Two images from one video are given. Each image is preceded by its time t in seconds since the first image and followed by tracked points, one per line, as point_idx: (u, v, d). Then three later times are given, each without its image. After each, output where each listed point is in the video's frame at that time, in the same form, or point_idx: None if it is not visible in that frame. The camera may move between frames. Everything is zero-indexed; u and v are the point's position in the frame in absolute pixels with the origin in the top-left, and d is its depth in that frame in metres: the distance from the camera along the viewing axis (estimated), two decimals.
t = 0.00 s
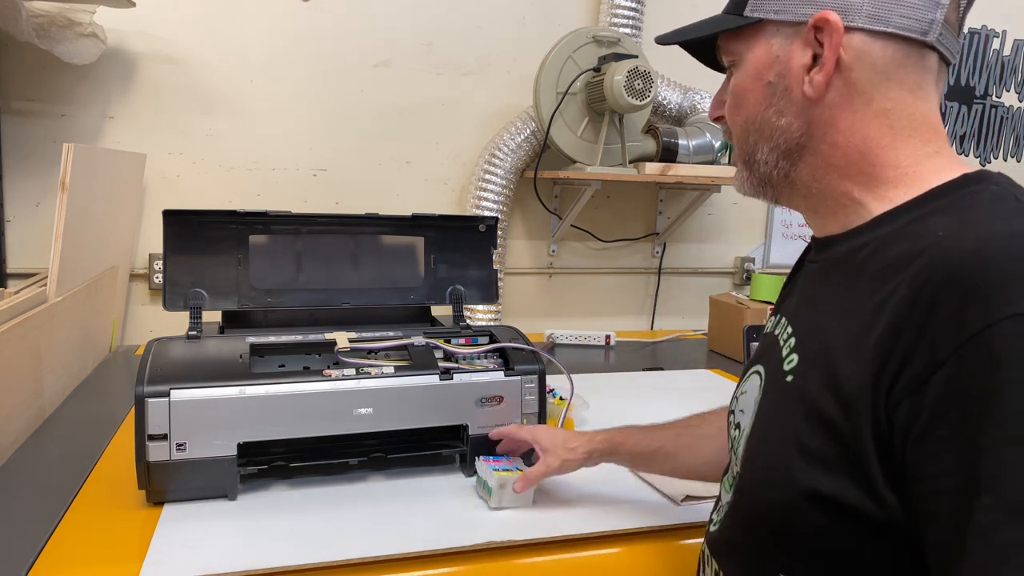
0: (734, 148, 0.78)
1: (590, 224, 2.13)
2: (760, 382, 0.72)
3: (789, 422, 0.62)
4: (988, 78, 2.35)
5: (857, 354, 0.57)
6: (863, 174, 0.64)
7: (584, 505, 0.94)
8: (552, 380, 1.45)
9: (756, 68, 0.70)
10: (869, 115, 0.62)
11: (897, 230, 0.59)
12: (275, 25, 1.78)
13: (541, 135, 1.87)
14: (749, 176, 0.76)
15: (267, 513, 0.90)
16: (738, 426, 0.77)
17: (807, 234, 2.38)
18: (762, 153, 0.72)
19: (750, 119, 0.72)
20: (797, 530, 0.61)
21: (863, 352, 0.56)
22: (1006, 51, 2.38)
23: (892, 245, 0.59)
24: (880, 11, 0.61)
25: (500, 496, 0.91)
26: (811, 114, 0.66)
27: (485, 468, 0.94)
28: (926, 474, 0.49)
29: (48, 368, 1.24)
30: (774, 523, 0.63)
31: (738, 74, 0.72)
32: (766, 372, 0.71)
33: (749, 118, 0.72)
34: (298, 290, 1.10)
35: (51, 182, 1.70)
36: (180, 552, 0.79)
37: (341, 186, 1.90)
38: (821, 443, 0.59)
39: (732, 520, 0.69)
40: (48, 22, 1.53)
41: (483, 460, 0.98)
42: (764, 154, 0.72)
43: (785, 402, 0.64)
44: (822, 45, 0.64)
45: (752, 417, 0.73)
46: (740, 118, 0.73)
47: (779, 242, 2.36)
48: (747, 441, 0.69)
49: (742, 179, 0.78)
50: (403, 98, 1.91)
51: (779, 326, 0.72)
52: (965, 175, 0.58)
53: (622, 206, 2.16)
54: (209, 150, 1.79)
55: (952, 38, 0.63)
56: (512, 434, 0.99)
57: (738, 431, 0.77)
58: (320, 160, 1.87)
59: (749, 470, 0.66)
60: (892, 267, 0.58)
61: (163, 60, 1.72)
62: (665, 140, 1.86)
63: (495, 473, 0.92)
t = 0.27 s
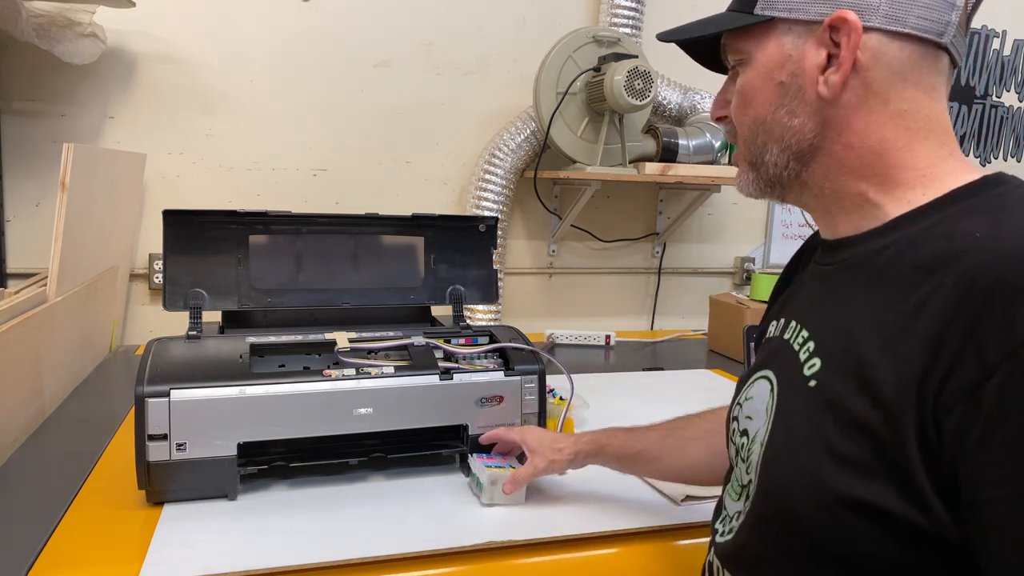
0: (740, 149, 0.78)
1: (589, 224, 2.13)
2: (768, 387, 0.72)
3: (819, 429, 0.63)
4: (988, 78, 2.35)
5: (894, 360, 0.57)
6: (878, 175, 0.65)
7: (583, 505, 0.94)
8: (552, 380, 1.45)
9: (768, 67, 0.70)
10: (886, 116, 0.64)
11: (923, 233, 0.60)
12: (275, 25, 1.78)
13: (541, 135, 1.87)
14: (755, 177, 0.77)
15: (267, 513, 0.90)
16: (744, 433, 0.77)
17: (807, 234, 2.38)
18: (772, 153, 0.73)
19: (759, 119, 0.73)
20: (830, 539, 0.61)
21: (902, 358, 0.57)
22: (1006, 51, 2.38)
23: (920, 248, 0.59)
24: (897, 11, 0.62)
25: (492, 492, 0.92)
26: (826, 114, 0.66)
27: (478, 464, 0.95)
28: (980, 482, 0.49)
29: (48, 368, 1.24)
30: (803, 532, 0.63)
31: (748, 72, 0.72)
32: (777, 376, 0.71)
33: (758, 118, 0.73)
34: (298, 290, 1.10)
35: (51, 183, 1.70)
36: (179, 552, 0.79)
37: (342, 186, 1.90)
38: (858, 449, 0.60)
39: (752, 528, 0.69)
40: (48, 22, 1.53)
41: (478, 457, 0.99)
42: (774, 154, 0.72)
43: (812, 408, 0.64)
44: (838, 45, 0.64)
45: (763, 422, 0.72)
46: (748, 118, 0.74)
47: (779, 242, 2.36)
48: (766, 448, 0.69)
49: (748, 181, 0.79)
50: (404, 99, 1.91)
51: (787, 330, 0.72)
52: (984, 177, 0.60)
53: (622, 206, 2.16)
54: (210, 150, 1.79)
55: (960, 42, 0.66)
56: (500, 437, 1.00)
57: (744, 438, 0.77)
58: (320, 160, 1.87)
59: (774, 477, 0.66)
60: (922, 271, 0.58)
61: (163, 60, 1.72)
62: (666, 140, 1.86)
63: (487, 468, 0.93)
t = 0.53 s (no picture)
0: (743, 151, 0.78)
1: (589, 224, 2.13)
2: (775, 390, 0.72)
3: (833, 433, 0.63)
4: (988, 78, 2.35)
5: (911, 365, 0.57)
6: (885, 177, 0.65)
7: (584, 505, 0.94)
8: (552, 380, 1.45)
9: (772, 69, 0.70)
10: (891, 118, 0.64)
11: (935, 235, 0.60)
12: (275, 25, 1.78)
13: (541, 135, 1.87)
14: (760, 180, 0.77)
15: (267, 513, 0.90)
16: (749, 436, 0.76)
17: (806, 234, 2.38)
18: (777, 156, 0.73)
19: (764, 121, 0.72)
20: (847, 543, 0.61)
21: (919, 363, 0.57)
22: (1006, 51, 2.38)
23: (932, 251, 0.60)
24: (901, 13, 0.62)
25: (492, 492, 0.92)
26: (833, 116, 0.66)
27: (479, 464, 0.95)
28: (1000, 488, 0.49)
29: (48, 368, 1.24)
30: (819, 538, 0.63)
31: (751, 75, 0.72)
32: (784, 380, 0.71)
33: (762, 120, 0.72)
34: (298, 290, 1.10)
35: (51, 183, 1.70)
36: (179, 552, 0.79)
37: (341, 186, 1.90)
38: (874, 455, 0.60)
39: (763, 533, 0.69)
40: (48, 22, 1.53)
41: (478, 457, 0.98)
42: (779, 156, 0.72)
43: (825, 412, 0.64)
44: (842, 47, 0.64)
45: (770, 426, 0.72)
46: (753, 120, 0.74)
47: (779, 242, 2.36)
48: (777, 452, 0.68)
49: (752, 184, 0.78)
50: (404, 99, 1.91)
51: (794, 334, 0.72)
52: (991, 179, 0.61)
53: (622, 206, 2.16)
54: (210, 150, 1.79)
55: (963, 44, 0.66)
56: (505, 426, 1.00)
57: (749, 441, 0.76)
58: (320, 160, 1.87)
59: (787, 481, 0.65)
60: (935, 275, 0.59)
61: (163, 60, 1.72)
62: (666, 140, 1.86)
63: (487, 469, 0.93)
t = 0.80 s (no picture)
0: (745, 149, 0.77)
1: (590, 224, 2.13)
2: (775, 384, 0.72)
3: (829, 425, 0.63)
4: (988, 78, 2.35)
5: (905, 358, 0.58)
6: (888, 178, 0.65)
7: (584, 505, 0.94)
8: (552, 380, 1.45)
9: (779, 70, 0.68)
10: (896, 121, 0.64)
11: (930, 233, 0.61)
12: (275, 25, 1.78)
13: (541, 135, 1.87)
14: (761, 178, 0.76)
15: (267, 513, 0.90)
16: (750, 427, 0.76)
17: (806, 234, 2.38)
18: (783, 157, 0.72)
19: (769, 121, 0.71)
20: (841, 531, 0.62)
21: (913, 355, 0.57)
22: (1006, 51, 2.38)
23: (928, 248, 0.60)
24: (910, 18, 0.61)
25: (493, 493, 0.92)
26: (840, 117, 0.66)
27: (479, 465, 0.95)
28: (990, 473, 0.50)
29: (48, 368, 1.24)
30: (814, 526, 0.63)
31: (758, 75, 0.71)
32: (783, 373, 0.71)
33: (769, 120, 0.71)
34: (298, 291, 1.10)
35: (51, 182, 1.70)
36: (179, 552, 0.79)
37: (342, 186, 1.90)
38: (869, 445, 0.60)
39: (761, 523, 0.69)
40: (48, 22, 1.53)
41: (479, 457, 0.98)
42: (784, 157, 0.71)
43: (822, 404, 0.64)
44: (853, 50, 0.64)
45: (769, 419, 0.71)
46: (757, 120, 0.73)
47: (779, 242, 2.36)
48: (774, 444, 0.68)
49: (752, 181, 0.77)
50: (404, 98, 1.91)
51: (794, 328, 0.72)
52: (987, 180, 0.62)
53: (622, 206, 2.16)
54: (210, 150, 1.79)
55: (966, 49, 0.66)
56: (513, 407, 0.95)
57: (749, 433, 0.76)
58: (320, 160, 1.87)
59: (784, 472, 0.65)
60: (930, 271, 0.59)
61: (163, 60, 1.72)
62: (666, 140, 1.86)
63: (487, 469, 0.93)
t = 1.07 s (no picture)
0: (757, 137, 0.77)
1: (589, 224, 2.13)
2: (778, 361, 0.74)
3: (830, 396, 0.65)
4: (988, 78, 2.35)
5: (907, 333, 0.59)
6: (899, 169, 0.67)
7: (584, 505, 0.94)
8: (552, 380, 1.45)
9: (803, 60, 0.68)
10: (910, 116, 0.65)
11: (933, 220, 0.62)
12: (275, 25, 1.78)
13: (541, 135, 1.87)
14: (772, 167, 0.76)
15: (267, 513, 0.90)
16: (752, 403, 0.77)
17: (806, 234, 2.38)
18: (799, 147, 0.71)
19: (789, 110, 0.71)
20: (838, 497, 0.63)
21: (914, 331, 0.59)
22: (1006, 51, 2.38)
23: (931, 233, 0.62)
24: (929, 18, 0.63)
25: (492, 493, 0.92)
26: (858, 107, 0.66)
27: (479, 465, 0.95)
28: (982, 441, 0.51)
29: (48, 368, 1.24)
30: (814, 492, 0.65)
31: (780, 65, 0.70)
32: (788, 350, 0.72)
33: (789, 109, 0.71)
34: (298, 291, 1.10)
35: (51, 182, 1.70)
36: (179, 553, 0.79)
37: (342, 186, 1.90)
38: (869, 414, 0.61)
39: (763, 490, 0.70)
40: (48, 22, 1.53)
41: (479, 458, 0.98)
42: (801, 146, 0.71)
43: (825, 378, 0.65)
44: (877, 44, 0.64)
45: (772, 391, 0.73)
46: (775, 109, 0.72)
47: (779, 242, 2.36)
48: (778, 414, 0.70)
49: (762, 169, 0.77)
50: (404, 98, 1.91)
51: (799, 309, 0.73)
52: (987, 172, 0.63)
53: (622, 206, 2.16)
54: (210, 150, 1.79)
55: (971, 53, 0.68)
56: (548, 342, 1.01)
57: (752, 407, 0.77)
58: (320, 160, 1.87)
59: (787, 440, 0.67)
60: (931, 255, 0.61)
61: (163, 60, 1.72)
62: (666, 140, 1.86)
63: (487, 469, 0.93)
